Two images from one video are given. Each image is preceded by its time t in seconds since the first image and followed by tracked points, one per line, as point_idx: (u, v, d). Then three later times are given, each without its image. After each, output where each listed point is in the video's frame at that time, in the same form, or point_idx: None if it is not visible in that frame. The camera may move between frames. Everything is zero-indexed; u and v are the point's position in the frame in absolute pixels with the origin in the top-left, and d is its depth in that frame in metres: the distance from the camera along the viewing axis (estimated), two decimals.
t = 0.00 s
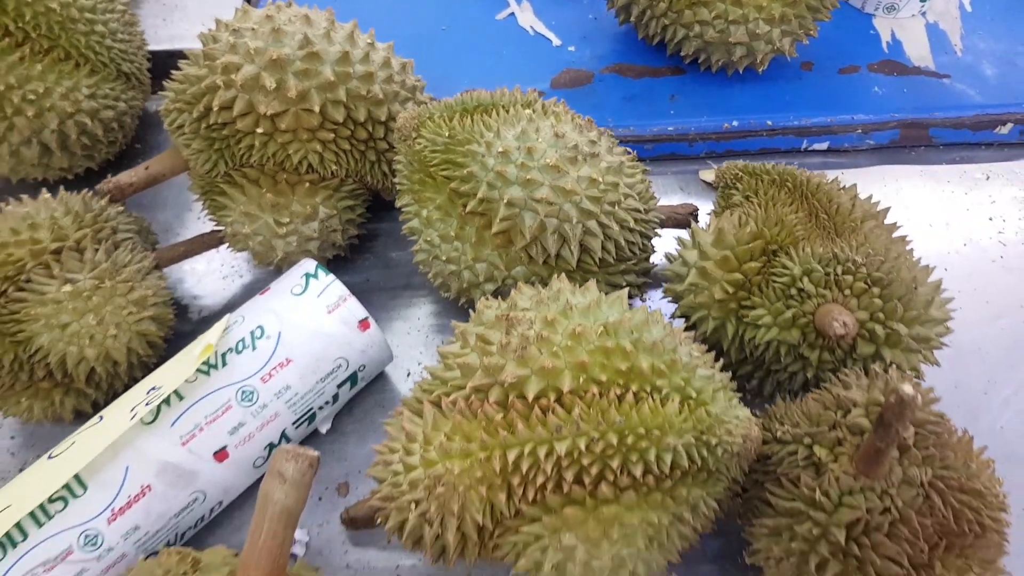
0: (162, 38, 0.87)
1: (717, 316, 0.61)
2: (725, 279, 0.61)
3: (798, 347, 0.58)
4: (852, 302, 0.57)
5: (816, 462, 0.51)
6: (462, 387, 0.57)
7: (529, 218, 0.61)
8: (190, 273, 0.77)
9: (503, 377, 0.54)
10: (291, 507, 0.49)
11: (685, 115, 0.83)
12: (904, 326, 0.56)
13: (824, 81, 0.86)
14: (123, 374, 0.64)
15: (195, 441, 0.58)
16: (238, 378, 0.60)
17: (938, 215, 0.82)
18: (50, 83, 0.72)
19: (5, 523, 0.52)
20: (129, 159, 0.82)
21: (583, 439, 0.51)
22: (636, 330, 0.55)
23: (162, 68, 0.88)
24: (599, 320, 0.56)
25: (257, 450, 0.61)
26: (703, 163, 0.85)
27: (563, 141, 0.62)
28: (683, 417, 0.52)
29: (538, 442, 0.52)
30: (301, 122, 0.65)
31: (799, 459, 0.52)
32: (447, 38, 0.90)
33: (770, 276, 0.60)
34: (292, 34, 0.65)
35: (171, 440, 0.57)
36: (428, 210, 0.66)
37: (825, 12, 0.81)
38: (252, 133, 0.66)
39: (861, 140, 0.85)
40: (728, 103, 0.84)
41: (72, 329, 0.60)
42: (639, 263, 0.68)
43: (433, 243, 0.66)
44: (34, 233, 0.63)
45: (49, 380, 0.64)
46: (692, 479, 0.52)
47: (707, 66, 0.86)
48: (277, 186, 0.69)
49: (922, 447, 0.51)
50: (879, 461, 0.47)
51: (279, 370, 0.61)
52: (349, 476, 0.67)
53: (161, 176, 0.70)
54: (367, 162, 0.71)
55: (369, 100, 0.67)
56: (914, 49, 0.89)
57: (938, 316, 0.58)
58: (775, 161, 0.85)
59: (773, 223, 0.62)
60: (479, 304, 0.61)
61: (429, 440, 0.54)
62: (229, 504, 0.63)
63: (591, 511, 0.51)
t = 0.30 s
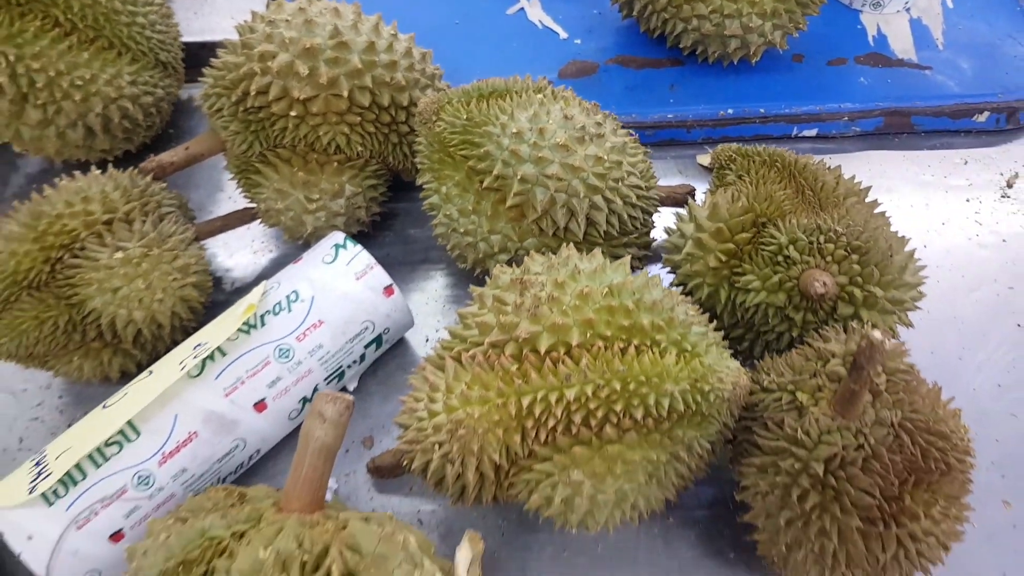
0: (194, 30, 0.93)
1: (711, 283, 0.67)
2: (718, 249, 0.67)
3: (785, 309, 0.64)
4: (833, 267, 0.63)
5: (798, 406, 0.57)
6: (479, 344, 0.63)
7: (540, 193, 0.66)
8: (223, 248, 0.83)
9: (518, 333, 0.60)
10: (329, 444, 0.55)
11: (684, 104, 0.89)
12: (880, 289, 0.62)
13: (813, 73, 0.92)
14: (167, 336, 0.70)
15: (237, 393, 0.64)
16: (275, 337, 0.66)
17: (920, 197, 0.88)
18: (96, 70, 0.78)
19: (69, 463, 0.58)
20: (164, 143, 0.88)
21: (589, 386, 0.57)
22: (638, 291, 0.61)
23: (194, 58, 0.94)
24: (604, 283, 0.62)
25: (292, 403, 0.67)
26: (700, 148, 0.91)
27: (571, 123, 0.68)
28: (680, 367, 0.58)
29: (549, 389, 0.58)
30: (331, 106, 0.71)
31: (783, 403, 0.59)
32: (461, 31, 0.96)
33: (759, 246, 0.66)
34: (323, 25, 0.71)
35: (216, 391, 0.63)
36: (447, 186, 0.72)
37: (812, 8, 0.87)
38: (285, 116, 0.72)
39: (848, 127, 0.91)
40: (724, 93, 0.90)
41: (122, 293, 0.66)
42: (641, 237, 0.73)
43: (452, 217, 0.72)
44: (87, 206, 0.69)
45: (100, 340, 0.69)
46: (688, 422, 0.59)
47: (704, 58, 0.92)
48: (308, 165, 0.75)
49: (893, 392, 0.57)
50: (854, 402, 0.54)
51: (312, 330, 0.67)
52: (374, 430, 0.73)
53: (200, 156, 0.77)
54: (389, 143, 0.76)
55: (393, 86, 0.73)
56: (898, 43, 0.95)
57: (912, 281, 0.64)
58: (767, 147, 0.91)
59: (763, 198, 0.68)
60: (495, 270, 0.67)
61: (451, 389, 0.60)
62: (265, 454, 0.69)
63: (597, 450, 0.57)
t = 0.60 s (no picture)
0: (220, 22, 0.98)
1: (711, 259, 0.72)
2: (717, 227, 0.71)
3: (779, 283, 0.69)
4: (825, 244, 0.67)
5: (790, 367, 0.63)
6: (495, 313, 0.67)
7: (552, 174, 0.71)
8: (249, 228, 0.87)
9: (531, 302, 0.64)
10: (358, 402, 0.60)
11: (686, 94, 0.94)
12: (868, 264, 0.67)
13: (810, 65, 0.96)
14: (199, 309, 0.74)
15: (269, 359, 0.69)
16: (304, 307, 0.70)
17: (910, 184, 0.93)
18: (132, 58, 0.83)
19: (113, 420, 0.62)
20: (192, 130, 0.93)
21: (598, 350, 0.62)
22: (643, 265, 0.66)
23: (221, 50, 0.99)
24: (611, 256, 0.67)
25: (319, 369, 0.72)
26: (701, 137, 0.95)
27: (581, 109, 0.73)
28: (681, 333, 0.63)
29: (560, 353, 0.63)
30: (355, 93, 0.76)
31: (775, 365, 0.64)
32: (474, 23, 1.01)
33: (756, 224, 0.71)
34: (348, 17, 0.76)
35: (249, 356, 0.68)
36: (464, 168, 0.77)
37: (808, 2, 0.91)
38: (312, 102, 0.77)
39: (842, 117, 0.95)
40: (725, 85, 0.95)
41: (160, 267, 0.71)
42: (645, 218, 0.78)
43: (468, 197, 0.76)
44: (127, 184, 0.74)
45: (138, 311, 0.73)
46: (687, 383, 0.64)
47: (706, 51, 0.96)
48: (333, 149, 0.79)
49: (878, 356, 0.62)
50: (840, 363, 0.59)
51: (338, 302, 0.71)
52: (393, 399, 0.77)
53: (230, 141, 0.81)
54: (409, 129, 0.81)
55: (412, 74, 0.78)
56: (891, 37, 0.99)
57: (898, 257, 0.69)
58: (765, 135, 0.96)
59: (760, 180, 0.72)
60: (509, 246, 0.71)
61: (469, 354, 0.64)
62: (292, 418, 0.73)
63: (605, 409, 0.63)
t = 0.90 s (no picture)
0: (245, 26, 1.04)
1: (703, 253, 0.78)
2: (709, 223, 0.77)
3: (765, 275, 0.74)
4: (808, 239, 0.73)
5: (773, 350, 0.68)
6: (501, 300, 0.72)
7: (555, 171, 0.76)
8: (271, 220, 0.93)
9: (535, 289, 0.70)
10: (375, 377, 0.65)
11: (683, 99, 0.99)
12: (848, 257, 0.72)
13: (801, 73, 1.01)
14: (225, 294, 0.80)
15: (292, 339, 0.74)
16: (324, 292, 0.76)
17: (895, 186, 0.98)
18: (164, 60, 0.88)
19: (149, 392, 0.67)
20: (218, 128, 0.99)
21: (595, 333, 0.68)
22: (638, 256, 0.72)
23: (245, 53, 1.05)
24: (609, 248, 0.72)
25: (337, 350, 0.77)
26: (698, 139, 1.01)
27: (583, 111, 0.78)
28: (672, 319, 0.69)
29: (561, 336, 0.68)
30: (373, 95, 0.82)
31: (760, 348, 0.69)
32: (484, 30, 1.06)
33: (745, 220, 0.76)
34: (368, 24, 0.81)
35: (273, 337, 0.73)
36: (473, 165, 0.82)
37: (799, 13, 0.96)
38: (333, 103, 0.83)
39: (831, 122, 1.01)
40: (720, 90, 1.00)
41: (191, 254, 0.76)
42: (642, 214, 0.83)
43: (477, 193, 0.82)
44: (161, 177, 0.79)
45: (169, 295, 0.79)
46: (678, 365, 0.69)
47: (702, 58, 1.02)
48: (351, 146, 0.85)
49: (854, 341, 0.67)
50: (818, 347, 0.64)
51: (356, 288, 0.77)
52: (405, 380, 0.83)
53: (256, 138, 0.87)
54: (422, 129, 0.87)
55: (426, 78, 0.83)
56: (879, 47, 1.05)
57: (877, 251, 0.74)
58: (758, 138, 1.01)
59: (750, 179, 0.77)
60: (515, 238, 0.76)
61: (476, 336, 0.70)
62: (311, 396, 0.79)
63: (602, 388, 0.68)
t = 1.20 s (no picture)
0: (287, 35, 1.12)
1: (716, 262, 0.83)
2: (723, 234, 0.82)
3: (774, 284, 0.79)
4: (816, 252, 0.78)
5: (781, 354, 0.73)
6: (526, 298, 0.77)
7: (580, 181, 0.82)
8: (308, 218, 0.99)
9: (559, 290, 0.75)
10: (409, 364, 0.71)
11: (701, 116, 1.05)
12: (853, 270, 0.77)
13: (814, 95, 1.07)
14: (267, 285, 0.85)
15: (330, 328, 0.80)
16: (361, 286, 0.81)
17: (901, 206, 1.03)
18: (216, 65, 0.94)
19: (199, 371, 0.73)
20: (261, 130, 1.05)
21: (614, 332, 0.73)
22: (656, 262, 0.77)
23: (287, 60, 1.12)
24: (629, 253, 0.77)
25: (371, 341, 0.83)
26: (713, 155, 1.06)
27: (607, 125, 0.84)
28: (686, 321, 0.74)
29: (582, 333, 0.73)
30: (411, 104, 0.88)
31: (768, 351, 0.74)
32: (513, 46, 1.12)
33: (757, 232, 0.81)
34: (409, 38, 0.87)
35: (314, 326, 0.79)
36: (502, 173, 0.88)
37: (813, 39, 1.01)
38: (373, 110, 0.89)
39: (841, 143, 1.06)
40: (736, 109, 1.05)
41: (239, 246, 0.82)
42: (660, 223, 0.88)
43: (505, 199, 0.87)
44: (213, 173, 0.85)
45: (215, 284, 0.84)
46: (690, 364, 0.74)
47: (720, 79, 1.07)
48: (388, 151, 0.91)
49: (856, 348, 0.72)
50: (822, 351, 0.68)
51: (391, 283, 0.83)
52: (431, 371, 0.88)
53: (300, 141, 0.94)
54: (455, 137, 0.93)
55: (461, 90, 0.89)
56: (889, 73, 1.10)
57: (880, 265, 0.79)
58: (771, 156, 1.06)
59: (763, 194, 0.82)
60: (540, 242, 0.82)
61: (502, 331, 0.75)
62: (344, 383, 0.84)
63: (619, 384, 0.73)
